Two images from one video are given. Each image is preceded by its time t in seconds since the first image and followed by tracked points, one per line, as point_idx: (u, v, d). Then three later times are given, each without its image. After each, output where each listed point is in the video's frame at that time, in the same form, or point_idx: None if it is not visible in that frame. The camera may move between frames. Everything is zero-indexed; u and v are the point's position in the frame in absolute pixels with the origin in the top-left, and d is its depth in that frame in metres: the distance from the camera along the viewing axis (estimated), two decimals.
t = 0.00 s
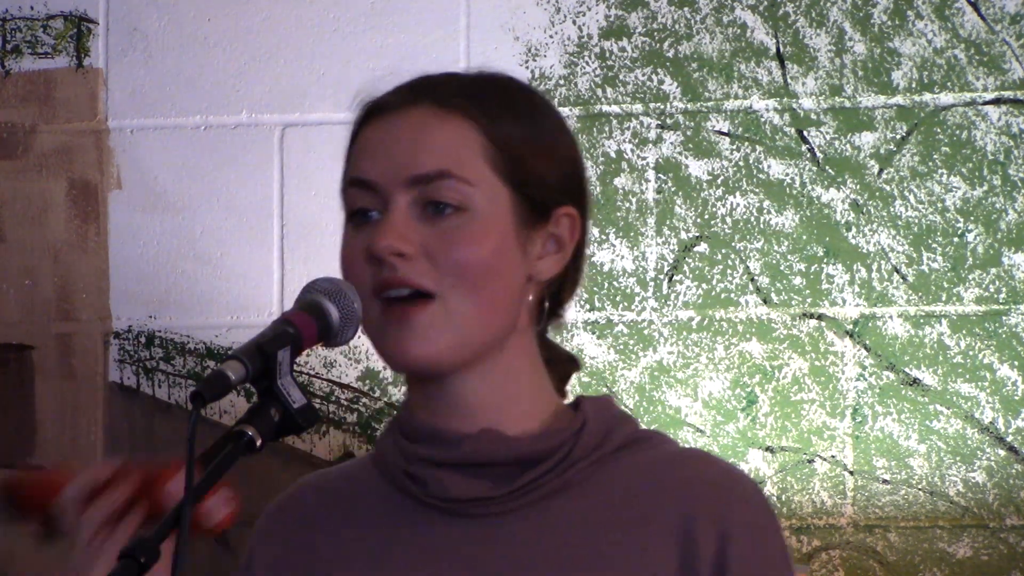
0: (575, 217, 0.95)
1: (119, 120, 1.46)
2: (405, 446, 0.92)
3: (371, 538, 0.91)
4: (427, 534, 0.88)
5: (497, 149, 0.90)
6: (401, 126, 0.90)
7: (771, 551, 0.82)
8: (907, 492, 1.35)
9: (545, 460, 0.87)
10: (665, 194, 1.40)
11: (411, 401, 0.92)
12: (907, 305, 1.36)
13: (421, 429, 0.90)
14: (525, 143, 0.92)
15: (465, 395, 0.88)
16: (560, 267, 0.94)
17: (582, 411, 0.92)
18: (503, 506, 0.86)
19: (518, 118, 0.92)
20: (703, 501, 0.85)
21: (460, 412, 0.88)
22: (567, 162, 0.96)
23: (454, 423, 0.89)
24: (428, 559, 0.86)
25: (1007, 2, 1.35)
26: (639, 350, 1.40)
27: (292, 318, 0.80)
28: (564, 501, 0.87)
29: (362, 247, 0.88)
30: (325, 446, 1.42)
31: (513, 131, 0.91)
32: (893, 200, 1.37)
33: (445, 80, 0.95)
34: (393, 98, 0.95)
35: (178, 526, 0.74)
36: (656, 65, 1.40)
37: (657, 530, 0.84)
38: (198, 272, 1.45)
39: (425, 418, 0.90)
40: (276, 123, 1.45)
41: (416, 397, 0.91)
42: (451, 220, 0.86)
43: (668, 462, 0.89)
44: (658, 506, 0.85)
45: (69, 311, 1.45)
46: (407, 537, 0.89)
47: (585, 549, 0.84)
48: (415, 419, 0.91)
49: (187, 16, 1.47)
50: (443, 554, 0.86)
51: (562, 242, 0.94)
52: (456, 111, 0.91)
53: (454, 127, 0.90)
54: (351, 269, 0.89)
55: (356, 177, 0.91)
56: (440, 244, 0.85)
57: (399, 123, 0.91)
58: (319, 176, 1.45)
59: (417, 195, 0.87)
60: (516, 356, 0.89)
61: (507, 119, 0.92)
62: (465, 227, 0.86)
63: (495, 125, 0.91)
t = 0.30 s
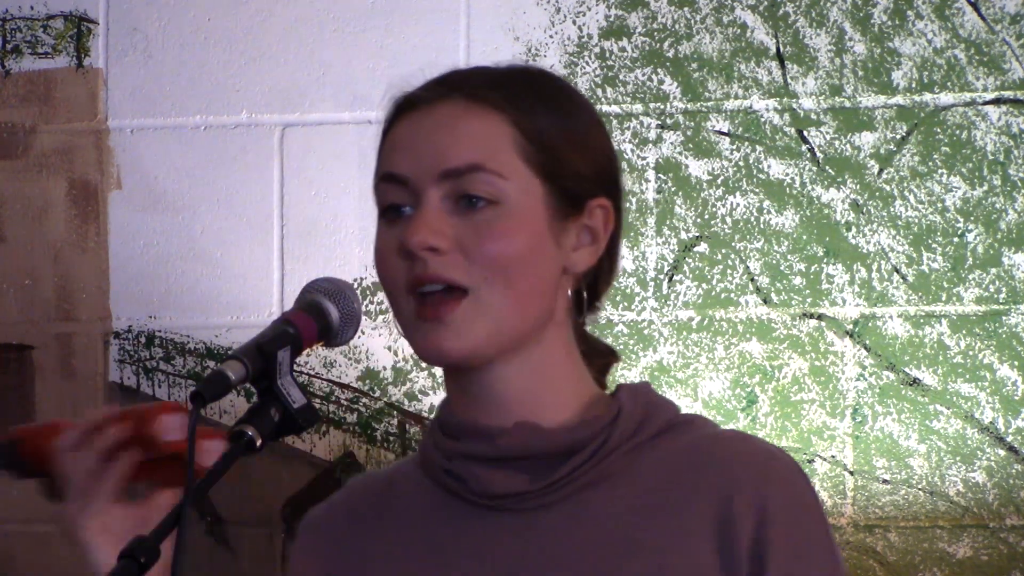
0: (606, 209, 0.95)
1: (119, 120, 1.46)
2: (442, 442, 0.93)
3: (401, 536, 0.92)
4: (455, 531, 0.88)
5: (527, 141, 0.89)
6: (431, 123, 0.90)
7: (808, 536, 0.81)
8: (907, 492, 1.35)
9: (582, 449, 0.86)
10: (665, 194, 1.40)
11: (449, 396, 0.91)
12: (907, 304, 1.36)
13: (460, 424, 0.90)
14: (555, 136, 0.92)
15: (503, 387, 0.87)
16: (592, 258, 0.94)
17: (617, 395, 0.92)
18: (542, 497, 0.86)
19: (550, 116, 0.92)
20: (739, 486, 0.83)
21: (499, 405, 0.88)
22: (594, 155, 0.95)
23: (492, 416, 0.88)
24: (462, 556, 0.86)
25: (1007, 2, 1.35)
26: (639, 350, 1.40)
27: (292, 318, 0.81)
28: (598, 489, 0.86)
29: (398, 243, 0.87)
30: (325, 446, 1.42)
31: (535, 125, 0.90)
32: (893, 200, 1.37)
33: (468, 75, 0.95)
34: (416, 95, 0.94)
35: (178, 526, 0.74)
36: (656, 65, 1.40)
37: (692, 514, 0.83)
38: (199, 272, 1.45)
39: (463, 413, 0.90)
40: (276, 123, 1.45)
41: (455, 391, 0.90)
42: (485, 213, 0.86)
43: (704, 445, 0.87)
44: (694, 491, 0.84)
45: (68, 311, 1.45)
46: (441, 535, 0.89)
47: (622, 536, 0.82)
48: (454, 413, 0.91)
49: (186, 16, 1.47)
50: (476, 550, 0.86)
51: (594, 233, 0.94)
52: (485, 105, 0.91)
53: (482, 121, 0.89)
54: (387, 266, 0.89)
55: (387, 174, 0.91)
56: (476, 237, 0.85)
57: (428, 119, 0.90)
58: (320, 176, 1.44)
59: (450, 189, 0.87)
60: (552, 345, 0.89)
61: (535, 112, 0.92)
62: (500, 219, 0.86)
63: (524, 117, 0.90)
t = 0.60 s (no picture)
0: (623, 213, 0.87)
1: (119, 120, 1.46)
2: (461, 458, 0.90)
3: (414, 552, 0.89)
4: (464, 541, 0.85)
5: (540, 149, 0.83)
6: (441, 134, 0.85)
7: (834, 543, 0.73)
8: (907, 492, 1.35)
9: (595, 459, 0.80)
10: (665, 194, 1.40)
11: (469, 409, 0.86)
12: (907, 304, 1.36)
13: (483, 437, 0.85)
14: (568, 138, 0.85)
15: (523, 406, 0.82)
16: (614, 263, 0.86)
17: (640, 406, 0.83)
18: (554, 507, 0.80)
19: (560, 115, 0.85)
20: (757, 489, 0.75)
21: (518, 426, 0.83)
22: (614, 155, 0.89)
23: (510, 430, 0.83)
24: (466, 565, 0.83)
25: (1007, 2, 1.35)
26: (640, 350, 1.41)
27: (291, 318, 0.81)
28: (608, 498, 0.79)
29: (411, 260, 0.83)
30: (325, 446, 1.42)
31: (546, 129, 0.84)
32: (893, 200, 1.37)
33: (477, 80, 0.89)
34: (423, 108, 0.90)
35: (178, 527, 0.74)
36: (656, 65, 1.40)
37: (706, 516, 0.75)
38: (199, 272, 1.45)
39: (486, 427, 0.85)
40: (275, 123, 1.45)
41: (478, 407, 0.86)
42: (498, 228, 0.80)
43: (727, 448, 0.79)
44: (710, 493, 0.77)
45: (68, 310, 1.45)
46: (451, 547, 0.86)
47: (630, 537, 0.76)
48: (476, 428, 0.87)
49: (186, 16, 1.47)
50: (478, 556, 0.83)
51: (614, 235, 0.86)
52: (494, 115, 0.85)
53: (492, 130, 0.83)
54: (404, 285, 0.84)
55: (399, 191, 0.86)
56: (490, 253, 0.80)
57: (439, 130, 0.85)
58: (319, 176, 1.44)
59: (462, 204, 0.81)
60: (573, 360, 0.83)
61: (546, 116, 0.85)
62: (513, 233, 0.80)
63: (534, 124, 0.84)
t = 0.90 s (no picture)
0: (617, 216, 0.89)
1: (119, 120, 1.46)
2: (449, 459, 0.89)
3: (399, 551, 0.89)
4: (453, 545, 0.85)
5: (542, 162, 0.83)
6: (442, 148, 0.83)
7: (821, 545, 0.74)
8: (907, 492, 1.35)
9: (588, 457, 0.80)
10: (665, 194, 1.40)
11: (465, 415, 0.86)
12: (907, 304, 1.36)
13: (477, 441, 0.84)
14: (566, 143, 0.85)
15: (526, 414, 0.82)
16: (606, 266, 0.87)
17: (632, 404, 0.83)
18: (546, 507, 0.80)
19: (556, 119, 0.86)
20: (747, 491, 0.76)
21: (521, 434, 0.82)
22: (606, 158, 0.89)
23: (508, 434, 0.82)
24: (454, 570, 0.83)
25: (1007, 2, 1.35)
26: (640, 351, 1.40)
27: (292, 318, 0.81)
28: (596, 499, 0.80)
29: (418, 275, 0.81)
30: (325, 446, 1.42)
31: (543, 137, 0.84)
32: (893, 200, 1.37)
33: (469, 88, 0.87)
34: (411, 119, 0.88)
35: (178, 526, 0.74)
36: (656, 65, 1.40)
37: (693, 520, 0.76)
38: (199, 272, 1.45)
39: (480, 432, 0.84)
40: (276, 123, 1.45)
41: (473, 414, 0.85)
42: (508, 240, 0.80)
43: (714, 450, 0.80)
44: (699, 497, 0.77)
45: (68, 311, 1.45)
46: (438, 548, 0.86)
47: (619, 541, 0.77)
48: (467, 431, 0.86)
49: (186, 17, 1.47)
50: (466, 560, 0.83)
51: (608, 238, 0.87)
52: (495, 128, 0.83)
53: (495, 141, 0.82)
54: (407, 298, 0.82)
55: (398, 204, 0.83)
56: (501, 264, 0.79)
57: (439, 143, 0.83)
58: (319, 176, 1.44)
59: (470, 216, 0.80)
60: (575, 366, 0.83)
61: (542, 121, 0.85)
62: (524, 246, 0.80)
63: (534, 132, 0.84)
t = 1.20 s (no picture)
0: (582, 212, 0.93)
1: (119, 120, 1.46)
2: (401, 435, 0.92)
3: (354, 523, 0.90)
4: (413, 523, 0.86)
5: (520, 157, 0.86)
6: (425, 138, 0.85)
7: (771, 529, 0.79)
8: (907, 492, 1.35)
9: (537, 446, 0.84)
10: (665, 194, 1.40)
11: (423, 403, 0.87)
12: (907, 305, 1.36)
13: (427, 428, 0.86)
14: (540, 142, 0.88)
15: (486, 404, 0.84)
16: (566, 266, 0.90)
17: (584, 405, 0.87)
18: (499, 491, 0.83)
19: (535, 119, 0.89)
20: (701, 483, 0.80)
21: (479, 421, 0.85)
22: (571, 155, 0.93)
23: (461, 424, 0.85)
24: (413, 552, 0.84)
25: (1007, 2, 1.35)
26: (639, 351, 1.40)
27: (292, 318, 0.80)
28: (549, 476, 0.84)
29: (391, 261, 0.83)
30: (325, 446, 1.42)
31: (523, 125, 0.88)
32: (893, 200, 1.37)
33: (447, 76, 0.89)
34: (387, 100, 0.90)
35: (178, 527, 0.74)
36: (656, 65, 1.40)
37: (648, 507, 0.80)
38: (198, 272, 1.45)
39: (432, 417, 0.87)
40: (276, 123, 1.45)
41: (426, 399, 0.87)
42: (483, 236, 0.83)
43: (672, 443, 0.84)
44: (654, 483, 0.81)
45: (68, 311, 1.45)
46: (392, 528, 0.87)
47: (576, 528, 0.80)
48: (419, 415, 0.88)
49: (186, 16, 1.47)
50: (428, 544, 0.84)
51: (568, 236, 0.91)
52: (478, 119, 0.86)
53: (478, 135, 0.85)
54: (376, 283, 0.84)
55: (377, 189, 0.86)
56: (473, 257, 0.82)
57: (421, 131, 0.85)
58: (319, 176, 1.44)
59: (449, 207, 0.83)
60: (537, 359, 0.87)
61: (524, 120, 0.88)
62: (500, 238, 0.83)
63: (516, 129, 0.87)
